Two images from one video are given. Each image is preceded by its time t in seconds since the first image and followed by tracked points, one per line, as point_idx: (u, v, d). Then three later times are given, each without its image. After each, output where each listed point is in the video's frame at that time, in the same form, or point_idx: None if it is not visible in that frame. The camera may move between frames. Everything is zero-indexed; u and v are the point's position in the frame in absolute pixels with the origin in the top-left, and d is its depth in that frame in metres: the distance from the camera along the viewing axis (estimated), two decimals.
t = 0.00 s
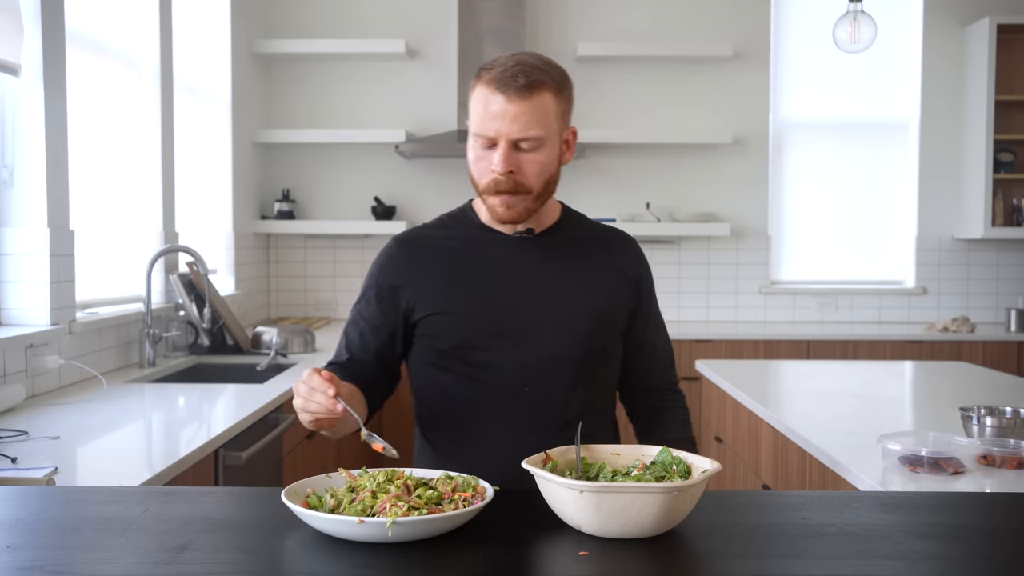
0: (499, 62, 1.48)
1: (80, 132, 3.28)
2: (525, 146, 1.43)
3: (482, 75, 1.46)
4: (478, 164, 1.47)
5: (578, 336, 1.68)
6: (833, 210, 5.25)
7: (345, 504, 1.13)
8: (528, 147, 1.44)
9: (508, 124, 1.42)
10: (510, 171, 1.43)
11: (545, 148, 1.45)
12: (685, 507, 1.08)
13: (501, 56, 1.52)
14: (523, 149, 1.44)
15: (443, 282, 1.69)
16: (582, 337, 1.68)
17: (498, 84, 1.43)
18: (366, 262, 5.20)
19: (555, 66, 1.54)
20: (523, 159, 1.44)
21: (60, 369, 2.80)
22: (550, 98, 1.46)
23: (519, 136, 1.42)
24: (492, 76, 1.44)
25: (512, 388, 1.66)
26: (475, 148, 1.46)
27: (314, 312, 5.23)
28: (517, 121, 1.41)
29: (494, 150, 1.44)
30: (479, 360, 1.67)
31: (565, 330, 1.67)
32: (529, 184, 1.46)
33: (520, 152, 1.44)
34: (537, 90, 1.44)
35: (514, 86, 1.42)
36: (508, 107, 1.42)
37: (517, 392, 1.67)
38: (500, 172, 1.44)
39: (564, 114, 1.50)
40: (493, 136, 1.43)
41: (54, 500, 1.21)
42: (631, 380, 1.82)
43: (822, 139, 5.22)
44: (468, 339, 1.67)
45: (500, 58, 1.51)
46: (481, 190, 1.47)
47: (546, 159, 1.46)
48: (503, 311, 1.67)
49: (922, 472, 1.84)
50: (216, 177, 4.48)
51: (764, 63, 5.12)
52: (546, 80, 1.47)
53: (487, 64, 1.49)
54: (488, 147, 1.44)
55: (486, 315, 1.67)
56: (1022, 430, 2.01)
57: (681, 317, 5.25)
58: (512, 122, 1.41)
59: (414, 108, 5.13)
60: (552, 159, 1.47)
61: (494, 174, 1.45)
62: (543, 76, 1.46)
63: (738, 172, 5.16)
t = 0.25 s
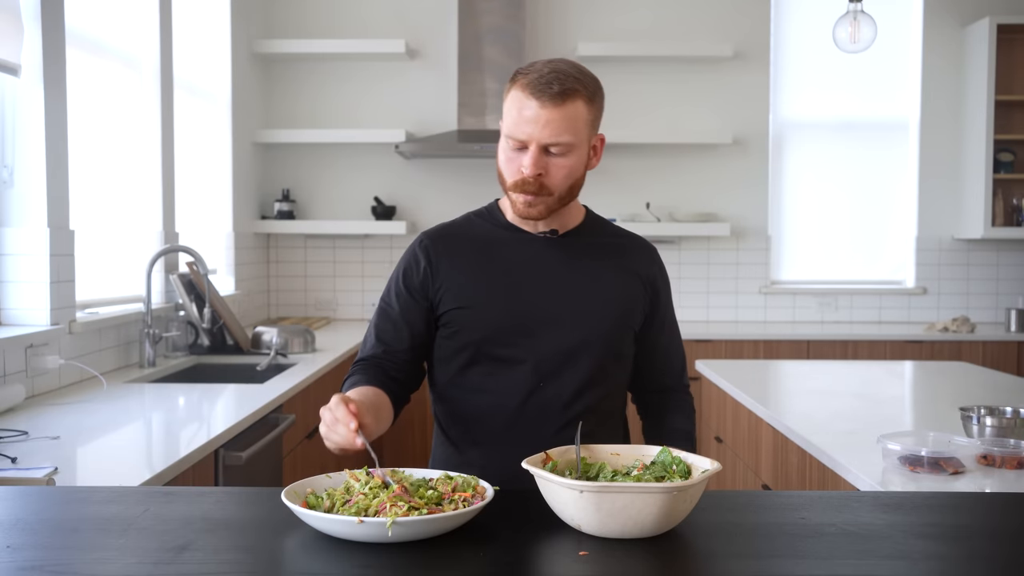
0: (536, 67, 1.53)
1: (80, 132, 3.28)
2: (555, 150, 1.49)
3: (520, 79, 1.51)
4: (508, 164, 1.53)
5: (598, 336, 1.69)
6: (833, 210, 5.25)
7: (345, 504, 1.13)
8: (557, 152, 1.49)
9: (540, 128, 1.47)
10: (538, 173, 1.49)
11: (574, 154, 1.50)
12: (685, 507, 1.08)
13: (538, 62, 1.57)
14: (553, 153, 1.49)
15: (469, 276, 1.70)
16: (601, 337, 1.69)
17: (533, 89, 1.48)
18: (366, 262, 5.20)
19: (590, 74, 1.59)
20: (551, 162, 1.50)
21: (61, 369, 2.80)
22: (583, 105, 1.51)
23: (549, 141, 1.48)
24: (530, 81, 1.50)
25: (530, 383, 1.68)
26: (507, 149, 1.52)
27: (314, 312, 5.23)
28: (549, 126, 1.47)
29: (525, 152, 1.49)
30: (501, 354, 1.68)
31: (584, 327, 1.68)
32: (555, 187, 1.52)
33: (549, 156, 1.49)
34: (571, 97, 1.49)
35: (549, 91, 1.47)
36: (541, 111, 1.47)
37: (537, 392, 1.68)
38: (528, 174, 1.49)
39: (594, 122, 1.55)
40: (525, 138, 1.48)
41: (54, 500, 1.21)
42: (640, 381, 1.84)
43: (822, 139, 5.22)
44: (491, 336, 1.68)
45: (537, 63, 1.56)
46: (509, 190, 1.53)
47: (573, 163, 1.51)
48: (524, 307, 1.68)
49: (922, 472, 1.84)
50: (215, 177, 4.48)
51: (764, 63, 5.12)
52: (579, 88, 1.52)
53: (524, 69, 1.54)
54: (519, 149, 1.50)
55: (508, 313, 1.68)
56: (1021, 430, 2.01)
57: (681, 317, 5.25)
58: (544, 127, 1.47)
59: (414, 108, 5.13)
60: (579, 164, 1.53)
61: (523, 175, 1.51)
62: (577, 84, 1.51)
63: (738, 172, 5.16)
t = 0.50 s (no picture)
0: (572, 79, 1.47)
1: (80, 132, 3.28)
2: (583, 170, 1.47)
3: (554, 90, 1.46)
4: (534, 173, 1.52)
5: (600, 339, 1.69)
6: (833, 210, 5.25)
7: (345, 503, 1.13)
8: (584, 171, 1.48)
9: (570, 149, 1.44)
10: (562, 191, 1.49)
11: (600, 172, 1.49)
12: (685, 507, 1.08)
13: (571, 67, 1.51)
14: (579, 171, 1.48)
15: (480, 266, 1.70)
16: (603, 341, 1.69)
17: (567, 107, 1.43)
18: (366, 262, 5.20)
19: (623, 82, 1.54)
20: (576, 180, 1.49)
21: (61, 369, 2.80)
22: (615, 123, 1.47)
23: (577, 162, 1.45)
24: (563, 96, 1.44)
25: (528, 380, 1.69)
26: (535, 160, 1.50)
27: (314, 312, 5.23)
28: (579, 148, 1.44)
29: (552, 168, 1.48)
30: (504, 351, 1.69)
31: (588, 330, 1.69)
32: (577, 202, 1.53)
33: (576, 173, 1.48)
34: (605, 117, 1.45)
35: (583, 113, 1.42)
36: (574, 133, 1.43)
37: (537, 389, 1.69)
38: (554, 190, 1.49)
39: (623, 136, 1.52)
40: (553, 156, 1.46)
41: (54, 500, 1.21)
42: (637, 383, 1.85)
43: (822, 139, 5.22)
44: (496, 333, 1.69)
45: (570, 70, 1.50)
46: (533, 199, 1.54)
47: (598, 180, 1.51)
48: (529, 304, 1.69)
49: (922, 472, 1.84)
50: (215, 177, 4.48)
51: (764, 63, 5.12)
52: (614, 105, 1.47)
53: (558, 77, 1.48)
54: (547, 163, 1.48)
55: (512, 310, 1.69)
56: (1021, 430, 2.01)
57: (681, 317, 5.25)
58: (575, 149, 1.44)
59: (414, 108, 5.13)
60: (603, 179, 1.52)
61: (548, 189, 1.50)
62: (611, 100, 1.46)
63: (738, 172, 5.16)
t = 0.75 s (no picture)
0: (461, 74, 1.43)
1: (80, 132, 3.28)
2: (484, 167, 1.41)
3: (442, 86, 1.42)
4: (435, 181, 1.45)
5: (537, 346, 1.66)
6: (833, 210, 5.25)
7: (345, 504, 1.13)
8: (486, 168, 1.41)
9: (465, 143, 1.38)
10: (465, 193, 1.41)
11: (505, 170, 1.42)
12: (685, 507, 1.08)
13: (462, 65, 1.48)
14: (482, 169, 1.41)
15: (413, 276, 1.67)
16: (537, 348, 1.66)
17: (454, 100, 1.38)
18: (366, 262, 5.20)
19: (523, 79, 1.50)
20: (479, 180, 1.42)
21: (61, 369, 2.80)
22: (511, 116, 1.42)
23: (477, 157, 1.39)
24: (451, 90, 1.40)
25: (466, 390, 1.65)
26: (434, 164, 1.44)
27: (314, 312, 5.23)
28: (473, 141, 1.38)
29: (450, 169, 1.41)
30: (437, 362, 1.65)
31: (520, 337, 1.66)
32: (486, 206, 1.44)
33: (477, 172, 1.41)
34: (497, 108, 1.40)
35: (471, 104, 1.38)
36: (463, 125, 1.38)
37: (483, 380, 1.65)
38: (454, 193, 1.41)
39: (524, 132, 1.47)
40: (449, 155, 1.40)
41: (54, 500, 1.21)
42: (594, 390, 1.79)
43: (822, 139, 5.22)
44: (443, 319, 1.65)
45: (466, 65, 1.47)
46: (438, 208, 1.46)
47: (506, 180, 1.43)
48: (463, 313, 1.65)
49: (922, 472, 1.84)
50: (216, 176, 4.48)
51: (765, 63, 5.12)
52: (505, 97, 1.42)
53: (449, 75, 1.45)
54: (445, 164, 1.41)
55: (464, 297, 1.65)
56: (1022, 430, 2.01)
57: (681, 317, 5.24)
58: (469, 142, 1.38)
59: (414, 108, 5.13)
60: (513, 179, 1.45)
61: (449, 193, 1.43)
62: (503, 91, 1.42)
63: (738, 172, 5.16)
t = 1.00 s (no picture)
0: (460, 78, 1.43)
1: (80, 132, 3.28)
2: (482, 172, 1.40)
3: (441, 90, 1.41)
4: (433, 186, 1.44)
5: (537, 347, 1.66)
6: (833, 210, 5.25)
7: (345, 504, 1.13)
8: (485, 174, 1.40)
9: (463, 148, 1.37)
10: (464, 199, 1.41)
11: (504, 176, 1.42)
12: (685, 507, 1.08)
13: (462, 69, 1.47)
14: (480, 174, 1.40)
15: (412, 279, 1.67)
16: (537, 349, 1.66)
17: (452, 105, 1.38)
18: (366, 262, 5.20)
19: (523, 83, 1.49)
20: (478, 185, 1.41)
21: (61, 369, 2.80)
22: (510, 121, 1.42)
23: (475, 162, 1.39)
24: (451, 94, 1.40)
25: (466, 393, 1.65)
26: (432, 168, 1.43)
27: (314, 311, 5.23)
28: (471, 147, 1.37)
29: (449, 174, 1.41)
30: (437, 364, 1.64)
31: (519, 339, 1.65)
32: (485, 212, 1.43)
33: (476, 178, 1.40)
34: (496, 113, 1.39)
35: (469, 109, 1.37)
36: (462, 131, 1.37)
37: (482, 383, 1.64)
38: (453, 199, 1.41)
39: (524, 137, 1.46)
40: (448, 160, 1.39)
41: (54, 500, 1.21)
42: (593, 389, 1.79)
43: (822, 139, 5.22)
44: (442, 321, 1.65)
45: (466, 69, 1.47)
46: (437, 213, 1.45)
47: (506, 185, 1.43)
48: (463, 315, 1.64)
49: (922, 472, 1.84)
50: (216, 176, 4.47)
51: (765, 63, 5.12)
52: (504, 102, 1.42)
53: (448, 78, 1.44)
54: (443, 169, 1.41)
55: (463, 299, 1.65)
56: (1022, 430, 2.01)
57: (681, 317, 5.24)
58: (467, 148, 1.37)
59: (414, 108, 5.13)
60: (512, 184, 1.44)
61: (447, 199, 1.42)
62: (503, 95, 1.42)
63: (738, 172, 5.16)
